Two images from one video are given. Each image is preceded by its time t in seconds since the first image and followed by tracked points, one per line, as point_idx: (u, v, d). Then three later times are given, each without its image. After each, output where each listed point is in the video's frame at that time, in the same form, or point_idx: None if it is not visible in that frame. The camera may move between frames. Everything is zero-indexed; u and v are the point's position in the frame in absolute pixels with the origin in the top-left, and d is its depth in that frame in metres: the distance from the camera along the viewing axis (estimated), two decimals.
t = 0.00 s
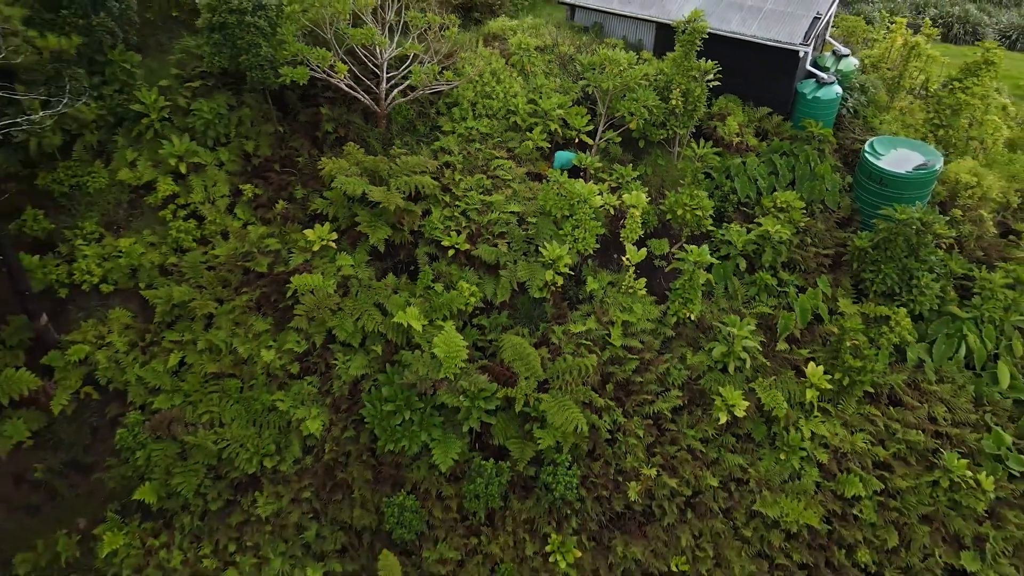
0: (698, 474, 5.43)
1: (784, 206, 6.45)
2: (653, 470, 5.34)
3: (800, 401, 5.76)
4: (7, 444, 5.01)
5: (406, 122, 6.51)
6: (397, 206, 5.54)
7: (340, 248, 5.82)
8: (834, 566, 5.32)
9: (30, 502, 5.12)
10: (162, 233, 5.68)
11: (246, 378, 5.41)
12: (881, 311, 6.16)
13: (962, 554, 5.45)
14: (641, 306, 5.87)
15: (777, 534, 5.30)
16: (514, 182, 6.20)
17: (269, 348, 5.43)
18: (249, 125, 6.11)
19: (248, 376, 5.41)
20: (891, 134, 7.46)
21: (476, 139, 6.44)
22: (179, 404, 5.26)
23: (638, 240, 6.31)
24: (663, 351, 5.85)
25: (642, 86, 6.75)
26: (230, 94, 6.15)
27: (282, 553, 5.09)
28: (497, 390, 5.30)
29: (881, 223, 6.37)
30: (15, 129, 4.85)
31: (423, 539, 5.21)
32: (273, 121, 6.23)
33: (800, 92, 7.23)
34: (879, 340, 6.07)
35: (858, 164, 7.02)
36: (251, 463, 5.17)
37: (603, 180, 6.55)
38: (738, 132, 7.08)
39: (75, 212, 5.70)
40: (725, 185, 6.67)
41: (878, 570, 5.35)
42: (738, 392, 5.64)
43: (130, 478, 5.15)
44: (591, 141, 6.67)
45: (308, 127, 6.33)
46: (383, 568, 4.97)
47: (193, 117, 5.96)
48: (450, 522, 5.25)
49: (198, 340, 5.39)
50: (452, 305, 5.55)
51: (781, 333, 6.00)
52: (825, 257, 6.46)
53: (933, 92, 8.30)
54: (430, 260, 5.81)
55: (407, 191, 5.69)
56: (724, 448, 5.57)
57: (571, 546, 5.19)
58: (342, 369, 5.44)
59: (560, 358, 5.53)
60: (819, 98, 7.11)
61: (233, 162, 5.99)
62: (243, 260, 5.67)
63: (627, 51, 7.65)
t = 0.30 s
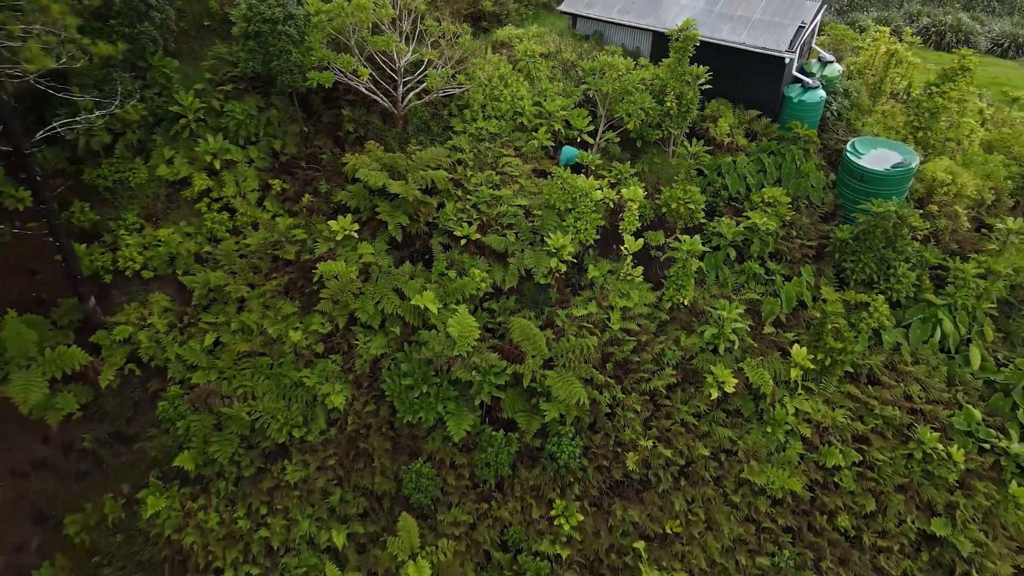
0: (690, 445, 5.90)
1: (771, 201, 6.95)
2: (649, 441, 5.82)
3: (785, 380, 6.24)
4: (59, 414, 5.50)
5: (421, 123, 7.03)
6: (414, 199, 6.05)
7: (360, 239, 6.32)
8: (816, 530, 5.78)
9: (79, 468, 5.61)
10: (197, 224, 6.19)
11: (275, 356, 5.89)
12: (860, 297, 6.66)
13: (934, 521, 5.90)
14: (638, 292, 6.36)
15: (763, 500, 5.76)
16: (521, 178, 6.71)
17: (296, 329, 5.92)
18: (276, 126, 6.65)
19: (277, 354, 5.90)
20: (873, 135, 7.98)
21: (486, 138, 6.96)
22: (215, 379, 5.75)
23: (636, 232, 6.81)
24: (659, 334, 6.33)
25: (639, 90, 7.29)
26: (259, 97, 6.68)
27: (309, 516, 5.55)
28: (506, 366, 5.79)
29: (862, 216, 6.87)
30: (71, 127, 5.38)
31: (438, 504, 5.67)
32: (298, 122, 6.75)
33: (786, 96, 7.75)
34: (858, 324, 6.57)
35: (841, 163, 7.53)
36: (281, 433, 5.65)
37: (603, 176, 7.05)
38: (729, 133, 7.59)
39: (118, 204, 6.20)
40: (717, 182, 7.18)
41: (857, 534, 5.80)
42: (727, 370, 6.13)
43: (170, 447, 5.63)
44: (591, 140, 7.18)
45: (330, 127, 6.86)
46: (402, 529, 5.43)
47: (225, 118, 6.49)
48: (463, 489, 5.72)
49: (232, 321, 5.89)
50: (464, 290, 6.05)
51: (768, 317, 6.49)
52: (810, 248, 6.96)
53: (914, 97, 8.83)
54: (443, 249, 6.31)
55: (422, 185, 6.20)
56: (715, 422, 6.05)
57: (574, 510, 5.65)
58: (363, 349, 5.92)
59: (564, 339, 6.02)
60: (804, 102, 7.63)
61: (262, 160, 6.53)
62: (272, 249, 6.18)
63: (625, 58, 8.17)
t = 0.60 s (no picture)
0: (684, 427, 6.38)
1: (759, 203, 7.48)
2: (645, 423, 6.30)
3: (772, 367, 6.74)
4: (104, 395, 5.99)
5: (433, 130, 7.59)
6: (427, 200, 6.60)
7: (378, 236, 6.84)
8: (800, 505, 6.24)
9: (120, 446, 6.09)
10: (228, 223, 6.73)
11: (300, 343, 6.38)
12: (842, 291, 7.17)
13: (911, 497, 6.36)
14: (635, 286, 6.88)
15: (751, 477, 6.23)
16: (527, 181, 7.24)
17: (319, 319, 6.43)
18: (301, 134, 7.22)
19: (302, 341, 6.39)
20: (855, 142, 8.53)
21: (494, 145, 7.51)
22: (245, 364, 6.25)
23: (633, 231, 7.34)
24: (655, 324, 6.84)
25: (636, 100, 7.85)
26: (285, 106, 7.24)
27: (331, 490, 6.03)
28: (513, 353, 6.28)
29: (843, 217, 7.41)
30: (120, 133, 5.94)
31: (450, 480, 6.15)
32: (321, 130, 7.32)
33: (774, 106, 8.31)
34: (840, 316, 7.08)
35: (825, 168, 8.08)
36: (306, 414, 6.14)
37: (603, 180, 7.59)
38: (721, 141, 8.13)
39: (155, 204, 6.73)
40: (708, 185, 7.72)
41: (839, 509, 6.26)
42: (718, 358, 6.62)
43: (204, 427, 6.12)
44: (592, 146, 7.72)
45: (350, 135, 7.43)
46: (418, 501, 5.89)
47: (254, 126, 7.04)
48: (473, 466, 6.20)
49: (261, 311, 6.41)
50: (475, 283, 6.55)
51: (755, 310, 7.00)
52: (795, 247, 7.49)
53: (894, 107, 9.40)
54: (455, 246, 6.83)
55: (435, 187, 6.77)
56: (706, 406, 6.53)
57: (576, 486, 6.12)
58: (382, 337, 6.42)
59: (567, 328, 6.52)
60: (790, 111, 8.19)
61: (287, 164, 7.08)
62: (298, 246, 6.71)
63: (623, 71, 8.75)
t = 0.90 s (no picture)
0: (677, 412, 6.88)
1: (748, 207, 8.04)
2: (641, 408, 6.82)
3: (759, 358, 7.27)
4: (143, 381, 6.52)
5: (444, 140, 8.18)
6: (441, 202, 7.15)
7: (394, 237, 7.40)
8: (785, 485, 6.73)
9: (156, 428, 6.60)
10: (256, 224, 7.29)
11: (323, 334, 6.91)
12: (824, 288, 7.72)
13: (889, 478, 6.85)
14: (632, 283, 7.42)
15: (740, 459, 6.73)
16: (532, 186, 7.82)
17: (340, 312, 6.98)
18: (323, 142, 7.81)
19: (324, 332, 6.92)
20: (838, 151, 9.12)
21: (501, 153, 8.10)
22: (272, 353, 6.78)
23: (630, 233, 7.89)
24: (650, 318, 7.37)
25: (632, 111, 8.44)
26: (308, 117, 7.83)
27: (351, 469, 6.53)
28: (520, 343, 6.81)
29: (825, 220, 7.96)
30: (162, 142, 6.51)
31: (461, 461, 6.65)
32: (341, 139, 7.91)
33: (761, 117, 8.89)
34: (822, 312, 7.62)
35: (809, 175, 8.65)
36: (328, 399, 6.66)
37: (603, 186, 8.16)
38: (712, 149, 8.72)
39: (188, 207, 7.30)
40: (700, 190, 8.29)
41: (821, 489, 6.74)
42: (709, 348, 7.14)
43: (234, 411, 6.64)
44: (592, 155, 8.31)
45: (368, 144, 8.01)
46: (432, 479, 6.39)
47: (280, 135, 7.64)
48: (483, 448, 6.69)
49: (287, 305, 6.96)
50: (484, 279, 7.09)
51: (743, 305, 7.54)
52: (781, 247, 8.04)
53: (875, 119, 10.03)
54: (465, 246, 7.38)
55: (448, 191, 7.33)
56: (698, 393, 7.04)
57: (577, 466, 6.62)
58: (398, 329, 6.94)
59: (569, 320, 7.05)
60: (777, 122, 8.77)
61: (310, 171, 7.67)
62: (320, 246, 7.28)
63: (621, 85, 9.38)
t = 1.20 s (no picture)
0: (671, 399, 7.41)
1: (737, 210, 8.63)
2: (638, 395, 7.35)
3: (748, 349, 7.79)
4: (177, 368, 7.06)
5: (454, 147, 8.78)
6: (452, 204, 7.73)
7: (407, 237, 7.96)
8: (772, 466, 7.23)
9: (188, 413, 7.12)
10: (281, 225, 7.87)
11: (342, 326, 7.45)
12: (808, 286, 8.28)
13: (869, 461, 7.33)
14: (629, 279, 7.97)
15: (730, 442, 7.23)
16: (536, 191, 8.42)
17: (358, 306, 7.53)
18: (341, 151, 8.43)
19: (344, 324, 7.46)
20: (822, 158, 9.72)
21: (506, 160, 8.72)
22: (295, 343, 7.32)
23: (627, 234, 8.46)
24: (646, 313, 7.92)
25: (630, 121, 9.05)
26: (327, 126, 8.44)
27: (369, 451, 7.04)
28: (525, 334, 7.35)
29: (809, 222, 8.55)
30: (197, 145, 7.19)
31: (471, 444, 7.15)
32: (358, 148, 8.54)
33: (750, 127, 9.50)
34: (807, 307, 8.17)
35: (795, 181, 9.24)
36: (348, 386, 7.18)
37: (602, 190, 8.74)
38: (704, 157, 9.32)
39: (217, 209, 7.87)
40: (693, 194, 8.87)
41: (806, 471, 7.24)
42: (701, 340, 7.67)
43: (260, 397, 7.16)
44: (591, 161, 8.91)
45: (383, 152, 8.63)
46: (444, 460, 6.90)
47: (302, 143, 8.25)
48: (491, 432, 7.20)
49: (309, 300, 7.51)
50: (491, 276, 7.65)
51: (733, 301, 8.10)
52: (768, 248, 8.61)
53: (858, 129, 10.67)
54: (474, 245, 7.94)
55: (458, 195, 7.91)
56: (691, 382, 7.56)
57: (579, 448, 7.12)
58: (412, 321, 7.48)
59: (570, 314, 7.60)
60: (765, 131, 9.37)
61: (330, 176, 8.27)
62: (340, 245, 7.86)
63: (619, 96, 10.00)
